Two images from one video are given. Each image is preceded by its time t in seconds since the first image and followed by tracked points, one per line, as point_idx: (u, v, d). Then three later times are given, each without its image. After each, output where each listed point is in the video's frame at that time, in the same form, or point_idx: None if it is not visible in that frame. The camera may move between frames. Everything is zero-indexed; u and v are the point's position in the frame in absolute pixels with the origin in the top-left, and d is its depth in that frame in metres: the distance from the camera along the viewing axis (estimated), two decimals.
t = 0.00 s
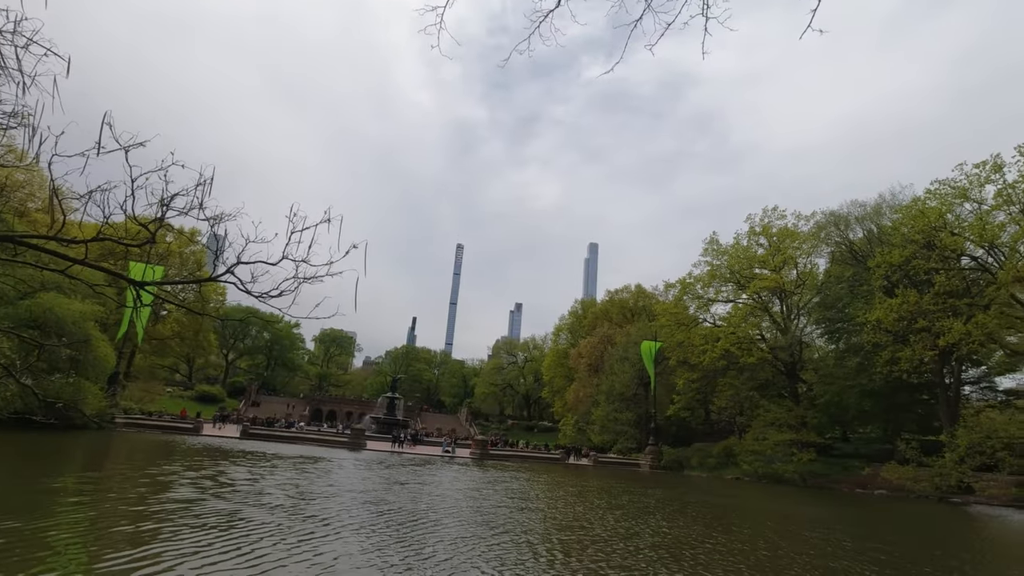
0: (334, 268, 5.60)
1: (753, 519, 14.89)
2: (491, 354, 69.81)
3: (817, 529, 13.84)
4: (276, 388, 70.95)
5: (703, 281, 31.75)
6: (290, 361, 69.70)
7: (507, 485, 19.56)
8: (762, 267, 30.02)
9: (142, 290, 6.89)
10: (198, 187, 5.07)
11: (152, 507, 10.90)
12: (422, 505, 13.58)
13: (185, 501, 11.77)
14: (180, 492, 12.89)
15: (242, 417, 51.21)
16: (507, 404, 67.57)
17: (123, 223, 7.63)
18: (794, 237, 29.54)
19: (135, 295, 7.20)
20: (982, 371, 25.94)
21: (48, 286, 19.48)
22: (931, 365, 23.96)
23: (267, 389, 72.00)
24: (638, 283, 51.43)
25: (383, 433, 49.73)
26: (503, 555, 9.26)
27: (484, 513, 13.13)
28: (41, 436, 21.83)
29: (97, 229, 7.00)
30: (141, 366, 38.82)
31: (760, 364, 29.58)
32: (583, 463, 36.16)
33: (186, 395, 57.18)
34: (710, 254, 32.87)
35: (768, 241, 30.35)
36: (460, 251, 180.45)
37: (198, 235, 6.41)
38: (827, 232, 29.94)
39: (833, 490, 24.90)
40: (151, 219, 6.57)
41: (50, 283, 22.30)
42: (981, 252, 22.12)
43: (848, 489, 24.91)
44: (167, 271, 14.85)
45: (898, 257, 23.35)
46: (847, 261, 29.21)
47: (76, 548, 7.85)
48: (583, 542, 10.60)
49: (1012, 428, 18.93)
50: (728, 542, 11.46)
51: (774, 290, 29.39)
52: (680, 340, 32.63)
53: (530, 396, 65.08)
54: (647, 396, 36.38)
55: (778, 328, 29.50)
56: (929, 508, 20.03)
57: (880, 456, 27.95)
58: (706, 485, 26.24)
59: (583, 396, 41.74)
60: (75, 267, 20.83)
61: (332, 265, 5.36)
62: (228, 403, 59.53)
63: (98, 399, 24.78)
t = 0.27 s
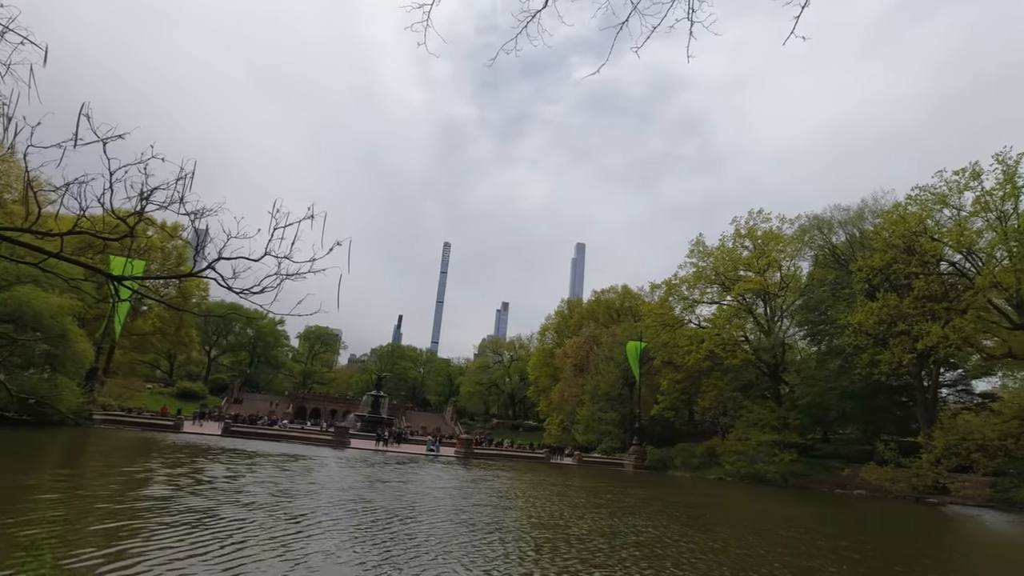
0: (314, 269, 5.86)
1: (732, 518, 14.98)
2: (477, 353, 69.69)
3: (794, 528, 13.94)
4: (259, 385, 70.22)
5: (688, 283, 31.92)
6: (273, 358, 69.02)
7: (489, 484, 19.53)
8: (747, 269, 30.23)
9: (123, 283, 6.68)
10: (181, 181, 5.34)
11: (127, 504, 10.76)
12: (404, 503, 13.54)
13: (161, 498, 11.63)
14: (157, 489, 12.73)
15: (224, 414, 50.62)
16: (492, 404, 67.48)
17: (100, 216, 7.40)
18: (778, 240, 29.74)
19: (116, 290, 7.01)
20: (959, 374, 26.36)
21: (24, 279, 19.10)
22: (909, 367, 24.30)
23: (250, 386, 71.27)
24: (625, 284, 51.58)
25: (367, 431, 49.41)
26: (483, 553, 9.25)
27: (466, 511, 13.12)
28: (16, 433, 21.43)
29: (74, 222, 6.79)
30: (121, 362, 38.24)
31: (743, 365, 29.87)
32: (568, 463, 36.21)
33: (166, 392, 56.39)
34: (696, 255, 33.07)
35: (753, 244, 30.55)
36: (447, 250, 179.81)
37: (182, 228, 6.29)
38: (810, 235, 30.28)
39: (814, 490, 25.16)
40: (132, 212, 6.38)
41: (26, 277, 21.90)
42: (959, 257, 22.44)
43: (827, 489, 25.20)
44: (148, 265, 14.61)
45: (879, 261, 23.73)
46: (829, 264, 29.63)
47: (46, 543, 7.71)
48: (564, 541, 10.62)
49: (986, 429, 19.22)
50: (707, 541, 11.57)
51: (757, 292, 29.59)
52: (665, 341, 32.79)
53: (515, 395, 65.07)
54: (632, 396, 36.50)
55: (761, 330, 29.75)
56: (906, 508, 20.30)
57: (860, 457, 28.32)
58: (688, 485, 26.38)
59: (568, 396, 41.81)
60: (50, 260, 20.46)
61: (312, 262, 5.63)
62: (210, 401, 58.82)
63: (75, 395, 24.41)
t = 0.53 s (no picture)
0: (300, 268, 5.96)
1: (719, 519, 14.97)
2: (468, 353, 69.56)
3: (781, 529, 13.92)
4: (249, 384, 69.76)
5: (680, 284, 31.97)
6: (263, 356, 68.59)
7: (479, 484, 19.44)
8: (738, 271, 30.30)
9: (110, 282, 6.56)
10: (168, 181, 5.38)
11: (106, 502, 10.59)
12: (390, 502, 13.43)
13: (142, 496, 11.47)
14: (141, 487, 12.59)
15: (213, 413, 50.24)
16: (483, 403, 67.37)
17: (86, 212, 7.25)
18: (769, 242, 29.85)
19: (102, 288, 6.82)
20: (946, 377, 26.54)
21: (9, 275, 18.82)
22: (896, 370, 24.44)
23: (240, 384, 70.81)
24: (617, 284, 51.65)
25: (357, 430, 49.18)
26: (469, 552, 9.16)
27: (453, 510, 13.02)
28: None
29: (59, 218, 6.65)
30: (108, 360, 37.86)
31: (733, 367, 29.99)
32: (558, 463, 36.22)
33: (155, 389, 55.89)
34: (687, 257, 33.12)
35: (744, 246, 30.61)
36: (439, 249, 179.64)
37: (170, 226, 6.20)
38: (801, 237, 30.45)
39: (802, 491, 25.27)
40: (119, 208, 6.19)
41: (10, 273, 21.63)
42: (946, 261, 22.56)
43: (816, 489, 25.31)
44: (136, 262, 14.40)
45: (867, 264, 23.89)
46: (819, 266, 29.81)
47: (20, 540, 7.55)
48: (550, 540, 10.55)
49: (971, 430, 19.30)
50: (693, 540, 11.58)
51: (748, 294, 29.64)
52: (656, 342, 32.84)
53: (506, 395, 65.00)
54: (623, 396, 36.53)
55: (751, 332, 29.83)
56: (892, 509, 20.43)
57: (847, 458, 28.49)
58: (678, 485, 26.40)
59: (559, 396, 41.79)
60: (35, 256, 20.20)
61: (299, 261, 5.65)
62: (199, 399, 58.36)
63: (61, 393, 24.14)
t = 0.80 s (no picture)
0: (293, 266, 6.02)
1: (714, 519, 14.98)
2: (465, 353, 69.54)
3: (777, 530, 13.94)
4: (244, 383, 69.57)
5: (676, 284, 32.00)
6: (259, 356, 68.43)
7: (475, 484, 19.42)
8: (734, 272, 30.31)
9: (103, 280, 6.47)
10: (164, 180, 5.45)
11: (96, 501, 10.50)
12: (384, 502, 13.38)
13: (133, 496, 11.39)
14: (132, 486, 12.55)
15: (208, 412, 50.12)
16: (479, 403, 67.36)
17: (81, 209, 7.16)
18: (766, 243, 29.90)
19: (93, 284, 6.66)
20: (940, 378, 26.62)
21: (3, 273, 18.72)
22: (891, 371, 24.52)
23: (235, 384, 70.64)
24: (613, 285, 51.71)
25: (353, 430, 49.11)
26: (462, 552, 9.12)
27: (447, 510, 12.98)
28: None
29: (52, 215, 6.56)
30: (102, 358, 37.86)
31: (729, 367, 30.06)
32: (554, 463, 36.22)
33: (149, 388, 55.69)
34: (684, 257, 33.15)
35: (740, 247, 30.62)
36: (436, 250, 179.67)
37: (165, 224, 6.13)
38: (797, 239, 30.55)
39: (797, 491, 25.33)
40: (112, 206, 6.07)
41: (4, 271, 21.51)
42: (941, 263, 22.62)
43: (810, 490, 25.38)
44: (131, 260, 14.27)
45: (863, 265, 23.96)
46: (815, 268, 29.92)
47: (7, 540, 7.47)
48: (543, 540, 10.52)
49: (965, 431, 19.32)
50: (688, 541, 11.58)
51: (744, 295, 29.67)
52: (652, 342, 32.90)
53: (503, 395, 65.05)
54: (619, 397, 36.56)
55: (747, 333, 29.86)
56: (886, 509, 20.47)
57: (843, 459, 28.61)
58: (673, 485, 26.41)
59: (556, 396, 41.80)
60: (28, 254, 20.09)
61: (292, 260, 5.68)
62: (194, 399, 58.18)
63: (54, 391, 24.01)
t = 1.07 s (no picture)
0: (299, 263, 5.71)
1: (714, 519, 14.94)
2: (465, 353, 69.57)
3: (778, 530, 13.93)
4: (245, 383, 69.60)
5: (677, 285, 31.98)
6: (259, 356, 68.48)
7: (475, 484, 19.41)
8: (735, 273, 30.31)
9: (104, 280, 6.45)
10: (164, 179, 5.30)
11: (92, 500, 10.49)
12: (383, 502, 13.36)
13: (130, 494, 11.38)
14: (131, 485, 12.54)
15: (209, 412, 50.18)
16: (480, 403, 67.36)
17: (82, 209, 7.14)
18: (767, 244, 29.86)
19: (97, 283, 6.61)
20: (941, 379, 26.56)
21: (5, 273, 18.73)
22: (892, 372, 24.49)
23: (236, 383, 70.66)
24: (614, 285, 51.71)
25: (353, 430, 49.12)
26: (459, 552, 9.09)
27: (445, 510, 12.94)
28: None
29: (52, 214, 6.52)
30: (103, 358, 37.90)
31: (730, 368, 30.04)
32: (554, 463, 36.21)
33: (150, 388, 55.71)
34: (685, 258, 33.13)
35: (741, 247, 30.61)
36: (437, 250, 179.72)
37: (166, 224, 6.11)
38: (798, 240, 30.52)
39: (798, 492, 25.28)
40: (114, 206, 6.03)
41: (5, 270, 21.50)
42: (943, 263, 22.57)
43: (811, 490, 25.33)
44: (133, 260, 14.24)
45: (864, 266, 23.92)
46: (816, 268, 29.88)
47: (1, 537, 7.46)
48: (541, 540, 10.52)
49: (966, 432, 19.23)
50: (688, 541, 11.56)
51: (745, 296, 29.64)
52: (653, 342, 32.88)
53: (503, 395, 65.07)
54: (619, 397, 36.55)
55: (748, 333, 29.83)
56: (887, 510, 20.45)
57: (843, 459, 28.58)
58: (673, 486, 26.38)
59: (556, 397, 41.78)
60: (28, 254, 20.07)
61: (296, 257, 5.38)
62: (194, 399, 58.21)
63: (55, 391, 24.02)
